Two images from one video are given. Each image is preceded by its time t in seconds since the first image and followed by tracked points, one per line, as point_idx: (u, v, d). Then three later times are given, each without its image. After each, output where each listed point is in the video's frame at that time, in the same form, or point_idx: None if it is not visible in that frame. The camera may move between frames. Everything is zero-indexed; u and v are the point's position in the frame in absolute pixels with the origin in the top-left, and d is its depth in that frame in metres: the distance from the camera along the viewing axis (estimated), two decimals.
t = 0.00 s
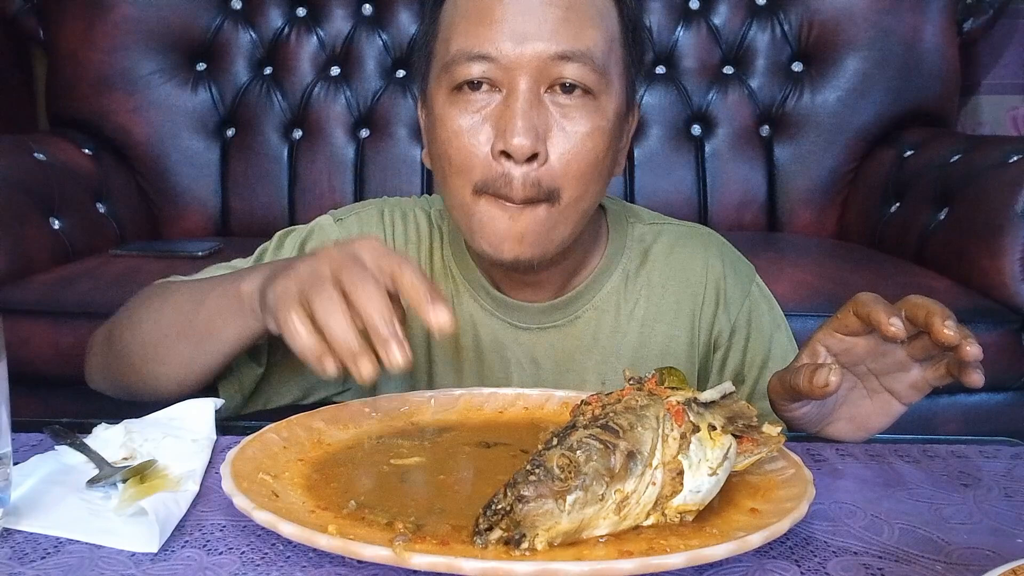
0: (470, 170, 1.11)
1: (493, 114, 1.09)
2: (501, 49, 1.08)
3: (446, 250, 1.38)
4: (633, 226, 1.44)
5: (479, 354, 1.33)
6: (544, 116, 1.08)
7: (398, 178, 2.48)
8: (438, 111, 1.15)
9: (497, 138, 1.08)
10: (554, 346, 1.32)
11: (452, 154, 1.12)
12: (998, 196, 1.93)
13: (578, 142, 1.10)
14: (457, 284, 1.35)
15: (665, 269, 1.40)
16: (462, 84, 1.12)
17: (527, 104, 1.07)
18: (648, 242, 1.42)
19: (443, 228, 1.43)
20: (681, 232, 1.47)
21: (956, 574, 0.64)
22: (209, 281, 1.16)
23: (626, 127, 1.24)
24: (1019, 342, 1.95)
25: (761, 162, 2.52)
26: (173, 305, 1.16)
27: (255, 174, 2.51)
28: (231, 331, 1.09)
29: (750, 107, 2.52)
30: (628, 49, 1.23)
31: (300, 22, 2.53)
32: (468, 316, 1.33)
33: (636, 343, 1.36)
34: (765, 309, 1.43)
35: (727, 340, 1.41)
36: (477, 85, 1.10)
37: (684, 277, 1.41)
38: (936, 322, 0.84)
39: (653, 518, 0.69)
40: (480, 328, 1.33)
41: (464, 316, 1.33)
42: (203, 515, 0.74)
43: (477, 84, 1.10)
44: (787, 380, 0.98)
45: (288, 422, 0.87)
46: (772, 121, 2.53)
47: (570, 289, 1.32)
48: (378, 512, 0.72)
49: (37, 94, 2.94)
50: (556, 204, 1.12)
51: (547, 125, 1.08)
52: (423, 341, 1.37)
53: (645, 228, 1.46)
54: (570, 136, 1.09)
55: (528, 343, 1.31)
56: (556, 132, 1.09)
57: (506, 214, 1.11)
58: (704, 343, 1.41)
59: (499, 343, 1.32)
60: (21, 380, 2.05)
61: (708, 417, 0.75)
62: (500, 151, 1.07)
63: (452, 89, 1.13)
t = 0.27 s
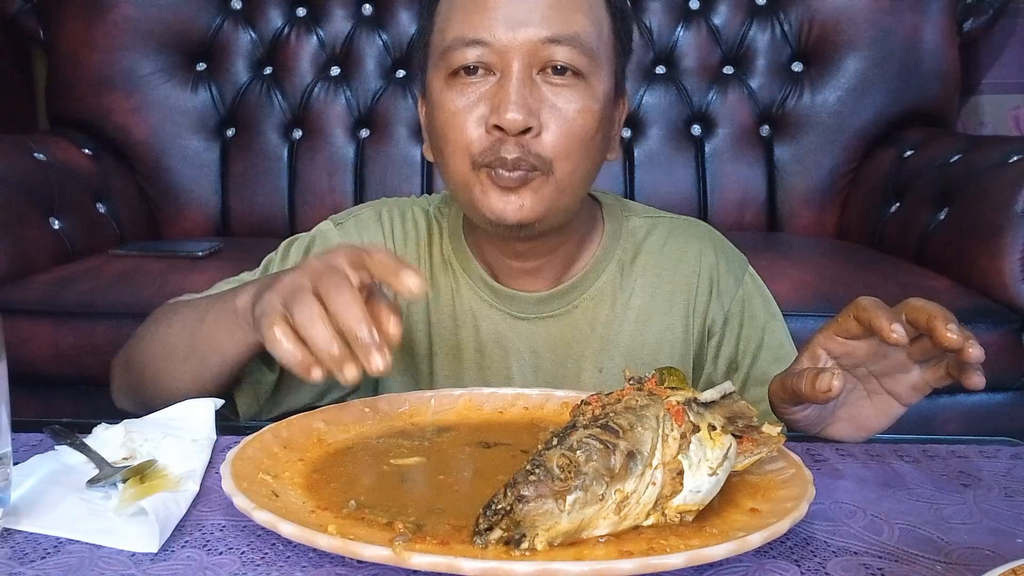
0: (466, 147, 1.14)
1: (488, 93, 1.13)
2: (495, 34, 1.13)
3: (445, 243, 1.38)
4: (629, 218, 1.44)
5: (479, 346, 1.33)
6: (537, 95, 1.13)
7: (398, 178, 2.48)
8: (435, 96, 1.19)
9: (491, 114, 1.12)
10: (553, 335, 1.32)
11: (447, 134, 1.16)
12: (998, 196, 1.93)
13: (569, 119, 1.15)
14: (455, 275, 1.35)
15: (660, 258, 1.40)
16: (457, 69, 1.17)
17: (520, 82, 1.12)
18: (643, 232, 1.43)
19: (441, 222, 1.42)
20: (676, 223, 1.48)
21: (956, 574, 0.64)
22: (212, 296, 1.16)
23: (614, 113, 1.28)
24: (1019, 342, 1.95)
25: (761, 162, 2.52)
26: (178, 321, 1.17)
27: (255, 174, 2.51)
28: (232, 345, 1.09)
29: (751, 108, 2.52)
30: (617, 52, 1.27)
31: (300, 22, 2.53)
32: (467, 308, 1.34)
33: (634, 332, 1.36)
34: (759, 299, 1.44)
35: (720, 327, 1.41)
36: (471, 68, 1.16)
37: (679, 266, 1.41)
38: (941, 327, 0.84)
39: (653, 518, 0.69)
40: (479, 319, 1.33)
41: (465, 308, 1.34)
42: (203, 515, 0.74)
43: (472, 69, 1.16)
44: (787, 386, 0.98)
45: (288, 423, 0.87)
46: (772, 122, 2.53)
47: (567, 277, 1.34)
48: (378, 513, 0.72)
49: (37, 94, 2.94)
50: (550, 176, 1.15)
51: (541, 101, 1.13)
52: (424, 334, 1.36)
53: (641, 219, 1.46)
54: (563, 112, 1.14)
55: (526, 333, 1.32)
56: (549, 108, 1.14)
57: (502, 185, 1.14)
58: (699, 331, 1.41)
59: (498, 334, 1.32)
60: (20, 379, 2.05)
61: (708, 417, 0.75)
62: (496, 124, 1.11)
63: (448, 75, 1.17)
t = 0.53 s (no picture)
0: (469, 136, 1.15)
1: (489, 81, 1.14)
2: (495, 23, 1.14)
3: (443, 242, 1.38)
4: (622, 213, 1.44)
5: (477, 340, 1.33)
6: (536, 80, 1.14)
7: (398, 178, 2.48)
8: (435, 87, 1.20)
9: (494, 99, 1.13)
10: (550, 329, 1.32)
11: (448, 123, 1.17)
12: (998, 196, 1.93)
13: (569, 102, 1.16)
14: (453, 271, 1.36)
15: (654, 252, 1.41)
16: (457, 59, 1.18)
17: (520, 67, 1.14)
18: (637, 227, 1.43)
19: (439, 220, 1.42)
20: (671, 220, 1.48)
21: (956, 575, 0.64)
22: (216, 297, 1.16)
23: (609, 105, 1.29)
24: (1019, 342, 1.95)
25: (761, 162, 2.52)
26: (182, 327, 1.16)
27: (255, 174, 2.51)
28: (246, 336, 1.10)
29: (751, 108, 2.52)
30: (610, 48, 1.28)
31: (300, 22, 2.53)
32: (465, 304, 1.34)
33: (630, 326, 1.36)
34: (752, 292, 1.43)
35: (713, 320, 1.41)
36: (471, 57, 1.17)
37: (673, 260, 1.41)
38: (948, 335, 0.84)
39: (653, 518, 0.69)
40: (476, 314, 1.33)
41: (462, 304, 1.34)
42: (203, 515, 0.74)
43: (472, 58, 1.17)
44: (792, 390, 0.98)
45: (288, 423, 0.87)
46: (772, 122, 2.53)
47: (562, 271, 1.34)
48: (378, 513, 0.72)
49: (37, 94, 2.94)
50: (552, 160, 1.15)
51: (540, 85, 1.14)
52: (424, 332, 1.37)
53: (636, 215, 1.46)
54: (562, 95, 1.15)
55: (523, 328, 1.32)
56: (549, 94, 1.14)
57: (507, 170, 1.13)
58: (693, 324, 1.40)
59: (495, 329, 1.33)
60: (21, 380, 2.05)
61: (708, 417, 0.75)
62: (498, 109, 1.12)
63: (449, 65, 1.18)
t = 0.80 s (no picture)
0: (474, 136, 1.15)
1: (494, 81, 1.14)
2: (499, 22, 1.14)
3: (443, 242, 1.39)
4: (622, 212, 1.45)
5: (478, 339, 1.33)
6: (541, 79, 1.14)
7: (398, 178, 2.48)
8: (439, 86, 1.20)
9: (499, 99, 1.13)
10: (550, 326, 1.32)
11: (453, 123, 1.17)
12: (998, 196, 1.93)
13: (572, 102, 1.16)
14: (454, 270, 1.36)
15: (653, 251, 1.41)
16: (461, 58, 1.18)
17: (525, 66, 1.13)
18: (636, 226, 1.43)
19: (439, 220, 1.42)
20: (669, 219, 1.49)
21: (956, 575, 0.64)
22: (215, 298, 1.15)
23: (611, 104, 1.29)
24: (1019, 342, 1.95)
25: (761, 162, 2.52)
26: (183, 331, 1.15)
27: (255, 174, 2.51)
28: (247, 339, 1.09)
29: (750, 108, 2.52)
30: (610, 48, 1.29)
31: (300, 22, 2.53)
32: (466, 302, 1.34)
33: (630, 323, 1.37)
34: (749, 290, 1.44)
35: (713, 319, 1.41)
36: (476, 56, 1.17)
37: (672, 258, 1.42)
38: (949, 337, 0.84)
39: (653, 518, 0.69)
40: (477, 312, 1.33)
41: (463, 302, 1.34)
42: (203, 515, 0.74)
43: (477, 57, 1.16)
44: (794, 391, 0.98)
45: (288, 423, 0.87)
46: (772, 122, 2.53)
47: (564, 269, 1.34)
48: (378, 513, 0.72)
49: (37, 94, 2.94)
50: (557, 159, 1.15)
51: (546, 84, 1.14)
52: (424, 331, 1.37)
53: (635, 214, 1.46)
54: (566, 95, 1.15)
55: (524, 326, 1.32)
56: (554, 93, 1.14)
57: (514, 171, 1.13)
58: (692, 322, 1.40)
59: (496, 328, 1.32)
60: (21, 380, 2.05)
61: (708, 417, 0.75)
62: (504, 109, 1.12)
63: (454, 63, 1.18)
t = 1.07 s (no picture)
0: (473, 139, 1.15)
1: (491, 84, 1.15)
2: (495, 23, 1.14)
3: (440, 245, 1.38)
4: (619, 212, 1.44)
5: (477, 341, 1.33)
6: (539, 82, 1.14)
7: (398, 178, 2.48)
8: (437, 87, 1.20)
9: (496, 102, 1.13)
10: (549, 327, 1.32)
11: (451, 126, 1.17)
12: (998, 196, 1.93)
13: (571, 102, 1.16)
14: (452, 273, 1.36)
15: (649, 250, 1.41)
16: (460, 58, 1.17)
17: (522, 69, 1.13)
18: (633, 226, 1.43)
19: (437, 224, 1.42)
20: (666, 218, 1.48)
21: (956, 574, 0.64)
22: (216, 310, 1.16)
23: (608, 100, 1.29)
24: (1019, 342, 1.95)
25: (761, 162, 2.52)
26: (186, 339, 1.15)
27: (256, 174, 2.51)
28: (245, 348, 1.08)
29: (751, 108, 2.52)
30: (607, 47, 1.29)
31: (301, 22, 2.53)
32: (464, 305, 1.34)
33: (629, 324, 1.36)
34: (746, 289, 1.44)
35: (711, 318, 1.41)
36: (473, 57, 1.17)
37: (670, 259, 1.41)
38: (949, 343, 0.84)
39: (653, 518, 0.69)
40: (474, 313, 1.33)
41: (462, 304, 1.34)
42: (203, 515, 0.74)
43: (473, 59, 1.16)
44: (793, 393, 0.98)
45: (288, 423, 0.87)
46: (772, 122, 2.53)
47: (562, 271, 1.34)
48: (378, 513, 0.72)
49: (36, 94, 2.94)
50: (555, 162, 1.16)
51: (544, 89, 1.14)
52: (423, 334, 1.36)
53: (632, 214, 1.46)
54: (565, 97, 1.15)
55: (522, 328, 1.32)
56: (552, 95, 1.14)
57: (508, 183, 1.15)
58: (690, 321, 1.39)
59: (494, 330, 1.32)
60: (21, 380, 2.05)
61: (708, 417, 0.75)
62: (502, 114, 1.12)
63: (451, 64, 1.18)
